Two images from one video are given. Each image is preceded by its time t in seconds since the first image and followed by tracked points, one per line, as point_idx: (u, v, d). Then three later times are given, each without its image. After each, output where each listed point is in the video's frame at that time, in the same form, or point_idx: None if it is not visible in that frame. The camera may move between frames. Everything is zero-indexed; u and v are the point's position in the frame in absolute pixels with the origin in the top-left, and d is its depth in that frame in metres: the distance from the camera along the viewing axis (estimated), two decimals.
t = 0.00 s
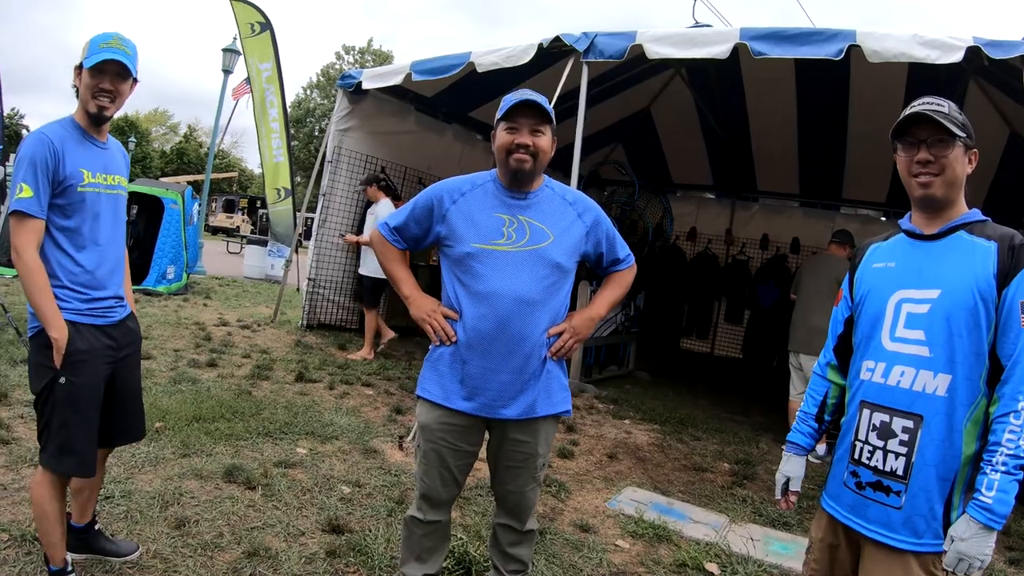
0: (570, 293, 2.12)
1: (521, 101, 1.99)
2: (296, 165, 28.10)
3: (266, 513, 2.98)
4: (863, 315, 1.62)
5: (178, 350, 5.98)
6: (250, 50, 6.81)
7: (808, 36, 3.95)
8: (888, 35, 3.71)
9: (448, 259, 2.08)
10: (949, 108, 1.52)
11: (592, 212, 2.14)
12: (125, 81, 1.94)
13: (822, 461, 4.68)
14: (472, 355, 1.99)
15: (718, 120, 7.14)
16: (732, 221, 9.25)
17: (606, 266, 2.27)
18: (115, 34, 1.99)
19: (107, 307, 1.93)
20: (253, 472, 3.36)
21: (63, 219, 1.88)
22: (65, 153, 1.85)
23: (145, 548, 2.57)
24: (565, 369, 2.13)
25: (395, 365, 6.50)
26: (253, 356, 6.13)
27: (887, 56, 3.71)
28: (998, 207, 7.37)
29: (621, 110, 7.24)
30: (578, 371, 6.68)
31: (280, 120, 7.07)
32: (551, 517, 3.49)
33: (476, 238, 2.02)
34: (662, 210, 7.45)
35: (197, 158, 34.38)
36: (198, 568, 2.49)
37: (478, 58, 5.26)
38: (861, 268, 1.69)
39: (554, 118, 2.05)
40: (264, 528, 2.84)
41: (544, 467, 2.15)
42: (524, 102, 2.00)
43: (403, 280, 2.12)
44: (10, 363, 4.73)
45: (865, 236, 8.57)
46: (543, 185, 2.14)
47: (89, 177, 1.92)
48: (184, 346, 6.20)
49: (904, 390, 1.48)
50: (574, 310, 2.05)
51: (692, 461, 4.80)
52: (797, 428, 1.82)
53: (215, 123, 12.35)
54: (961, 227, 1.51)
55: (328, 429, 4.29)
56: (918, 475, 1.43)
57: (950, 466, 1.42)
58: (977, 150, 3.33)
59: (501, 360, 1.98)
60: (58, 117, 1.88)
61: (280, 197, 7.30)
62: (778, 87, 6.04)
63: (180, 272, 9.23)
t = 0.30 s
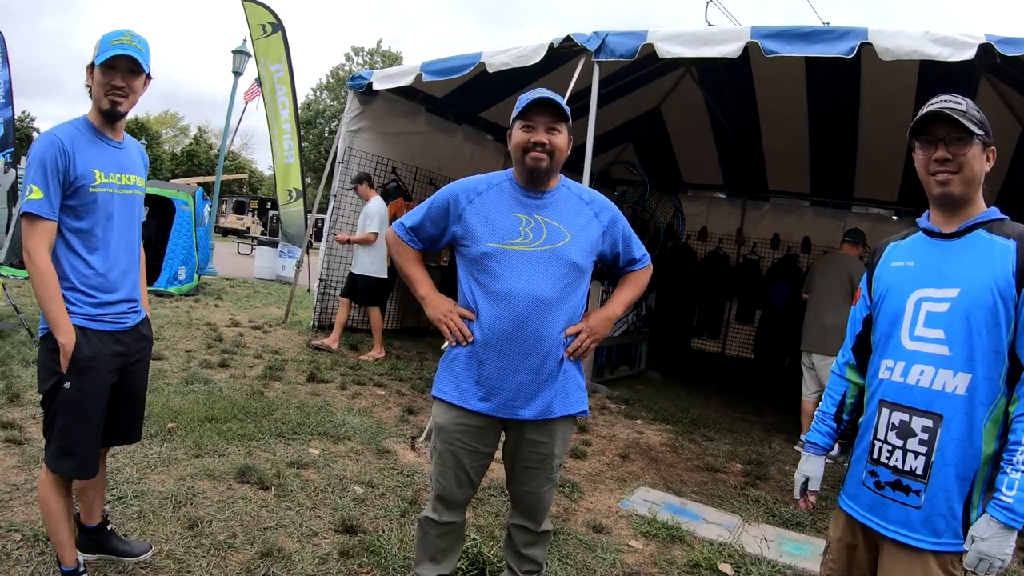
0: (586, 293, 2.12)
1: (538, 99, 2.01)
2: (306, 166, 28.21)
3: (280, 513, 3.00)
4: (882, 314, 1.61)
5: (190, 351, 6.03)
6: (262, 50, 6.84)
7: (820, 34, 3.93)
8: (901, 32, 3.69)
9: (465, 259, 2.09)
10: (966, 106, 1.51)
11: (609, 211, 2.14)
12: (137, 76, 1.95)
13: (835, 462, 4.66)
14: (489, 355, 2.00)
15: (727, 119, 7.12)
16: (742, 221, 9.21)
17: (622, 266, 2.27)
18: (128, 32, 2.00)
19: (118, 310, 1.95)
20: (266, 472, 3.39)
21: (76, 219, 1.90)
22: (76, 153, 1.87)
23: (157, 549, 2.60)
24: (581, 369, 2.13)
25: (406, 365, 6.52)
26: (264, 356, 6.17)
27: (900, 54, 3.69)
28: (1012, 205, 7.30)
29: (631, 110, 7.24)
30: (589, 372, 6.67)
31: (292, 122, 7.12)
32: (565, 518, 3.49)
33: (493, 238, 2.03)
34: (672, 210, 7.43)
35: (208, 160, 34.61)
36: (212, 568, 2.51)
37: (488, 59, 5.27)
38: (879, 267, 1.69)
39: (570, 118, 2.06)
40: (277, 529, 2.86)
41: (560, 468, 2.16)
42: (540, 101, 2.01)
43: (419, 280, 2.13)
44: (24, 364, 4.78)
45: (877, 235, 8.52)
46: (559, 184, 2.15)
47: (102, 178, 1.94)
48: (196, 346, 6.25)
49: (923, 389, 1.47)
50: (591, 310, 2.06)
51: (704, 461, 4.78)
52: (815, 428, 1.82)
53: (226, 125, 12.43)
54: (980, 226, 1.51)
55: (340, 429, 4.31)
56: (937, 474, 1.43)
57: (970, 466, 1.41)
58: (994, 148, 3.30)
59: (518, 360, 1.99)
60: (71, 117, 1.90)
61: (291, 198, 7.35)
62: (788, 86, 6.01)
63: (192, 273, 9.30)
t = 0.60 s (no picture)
0: (598, 296, 2.14)
1: (550, 102, 2.02)
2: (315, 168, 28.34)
3: (289, 515, 3.03)
4: (895, 318, 1.61)
5: (199, 352, 6.08)
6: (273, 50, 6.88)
7: (829, 35, 3.93)
8: (910, 33, 3.69)
9: (476, 262, 2.10)
10: (980, 108, 1.51)
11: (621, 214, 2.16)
12: (147, 78, 1.98)
13: (846, 464, 4.64)
14: (501, 358, 2.01)
15: (735, 119, 7.10)
16: (752, 222, 9.19)
17: (634, 269, 2.28)
18: (139, 35, 2.03)
19: (123, 313, 1.97)
20: (275, 474, 3.42)
21: (84, 222, 1.93)
22: (81, 157, 1.89)
23: (167, 550, 2.63)
24: (592, 372, 2.14)
25: (416, 367, 6.55)
26: (274, 358, 6.21)
27: (910, 54, 3.68)
28: None
29: (638, 111, 7.24)
30: (598, 373, 6.68)
31: (302, 123, 7.16)
32: (574, 520, 3.50)
33: (504, 241, 2.05)
34: (681, 211, 7.42)
35: (217, 162, 34.79)
36: (222, 570, 2.54)
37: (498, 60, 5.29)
38: (891, 270, 1.69)
39: (582, 121, 2.08)
40: (287, 530, 2.89)
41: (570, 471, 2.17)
42: (553, 104, 2.03)
43: (431, 283, 2.15)
44: (35, 365, 4.84)
45: (887, 236, 8.47)
46: (571, 187, 2.16)
47: (108, 181, 1.96)
48: (206, 348, 6.30)
49: (936, 393, 1.48)
50: (603, 314, 2.08)
51: (714, 464, 4.78)
52: (827, 431, 1.82)
53: (235, 127, 12.50)
54: (993, 229, 1.51)
55: (350, 431, 4.34)
56: (950, 478, 1.43)
57: (982, 470, 1.41)
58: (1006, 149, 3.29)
59: (530, 363, 2.00)
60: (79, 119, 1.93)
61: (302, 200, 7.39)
62: (796, 86, 6.00)
63: (202, 275, 9.36)
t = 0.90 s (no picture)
0: (595, 303, 2.15)
1: (548, 109, 2.04)
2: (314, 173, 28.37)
3: (288, 519, 3.03)
4: (890, 323, 1.63)
5: (198, 357, 6.08)
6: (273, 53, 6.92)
7: (827, 39, 3.95)
8: (907, 37, 3.71)
9: (473, 268, 2.12)
10: (977, 114, 1.52)
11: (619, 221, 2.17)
12: (144, 83, 2.00)
13: (844, 468, 4.65)
14: (497, 364, 2.02)
15: (734, 123, 7.13)
16: (750, 226, 9.21)
17: (631, 275, 2.30)
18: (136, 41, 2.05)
19: (122, 316, 1.99)
20: (274, 478, 3.42)
21: (82, 227, 1.94)
22: (80, 163, 1.91)
23: (165, 554, 2.63)
24: (589, 378, 2.15)
25: (415, 371, 6.56)
26: (273, 362, 6.22)
27: (906, 58, 3.70)
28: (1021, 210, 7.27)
29: (637, 115, 7.26)
30: (597, 378, 6.69)
31: (302, 128, 7.19)
32: (573, 524, 3.51)
33: (501, 247, 2.06)
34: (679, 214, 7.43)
35: (217, 166, 34.83)
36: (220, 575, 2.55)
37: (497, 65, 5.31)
38: (887, 275, 1.70)
39: (581, 127, 2.09)
40: (285, 535, 2.90)
41: (567, 476, 2.18)
42: (551, 110, 2.04)
43: (427, 289, 2.16)
44: (34, 369, 4.85)
45: (885, 239, 8.49)
46: (569, 193, 2.18)
47: (106, 187, 1.98)
48: (205, 353, 6.30)
49: (932, 398, 1.49)
50: (600, 319, 2.09)
51: (712, 468, 4.78)
52: (823, 436, 1.83)
53: (235, 131, 12.53)
54: (989, 234, 1.53)
55: (348, 436, 4.34)
56: (946, 483, 1.44)
57: (978, 474, 1.43)
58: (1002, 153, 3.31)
59: (526, 369, 2.01)
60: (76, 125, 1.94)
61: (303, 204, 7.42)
62: (794, 90, 6.02)
63: (202, 280, 9.37)
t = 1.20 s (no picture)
0: (595, 308, 2.15)
1: (550, 114, 2.05)
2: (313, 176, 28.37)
3: (287, 524, 3.03)
4: (891, 328, 1.63)
5: (196, 360, 6.07)
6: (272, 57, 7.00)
7: (825, 44, 3.97)
8: (906, 43, 3.73)
9: (474, 272, 2.12)
10: (977, 120, 1.53)
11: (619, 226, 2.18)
12: (148, 90, 2.01)
13: (843, 473, 4.66)
14: (497, 368, 2.02)
15: (732, 128, 7.15)
16: (749, 230, 9.23)
17: (632, 281, 2.30)
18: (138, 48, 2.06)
19: (128, 316, 1.99)
20: (273, 482, 3.41)
21: (84, 230, 1.94)
22: (85, 168, 1.91)
23: (164, 558, 2.62)
24: (589, 383, 2.16)
25: (413, 375, 6.55)
26: (271, 366, 6.20)
27: (904, 64, 3.72)
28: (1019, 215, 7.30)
29: (635, 120, 7.28)
30: (596, 382, 6.69)
31: (300, 131, 7.19)
32: (571, 529, 3.51)
33: (503, 252, 2.06)
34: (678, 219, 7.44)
35: (215, 170, 34.82)
36: None
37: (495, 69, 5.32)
38: (888, 280, 1.71)
39: (583, 131, 2.10)
40: (284, 539, 2.89)
41: (568, 481, 2.18)
42: (553, 115, 2.05)
43: (428, 293, 2.16)
44: (32, 371, 4.84)
45: (883, 244, 8.51)
46: (570, 199, 2.18)
47: (110, 192, 1.98)
48: (203, 356, 6.29)
49: (932, 402, 1.49)
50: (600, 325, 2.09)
51: (711, 472, 4.79)
52: (823, 441, 1.83)
53: (234, 135, 12.53)
54: (989, 240, 1.53)
55: (346, 440, 4.33)
56: (946, 486, 1.45)
57: (978, 478, 1.43)
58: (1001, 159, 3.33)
59: (527, 374, 2.01)
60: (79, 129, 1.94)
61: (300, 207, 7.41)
62: (791, 95, 6.05)
63: (200, 283, 9.36)
